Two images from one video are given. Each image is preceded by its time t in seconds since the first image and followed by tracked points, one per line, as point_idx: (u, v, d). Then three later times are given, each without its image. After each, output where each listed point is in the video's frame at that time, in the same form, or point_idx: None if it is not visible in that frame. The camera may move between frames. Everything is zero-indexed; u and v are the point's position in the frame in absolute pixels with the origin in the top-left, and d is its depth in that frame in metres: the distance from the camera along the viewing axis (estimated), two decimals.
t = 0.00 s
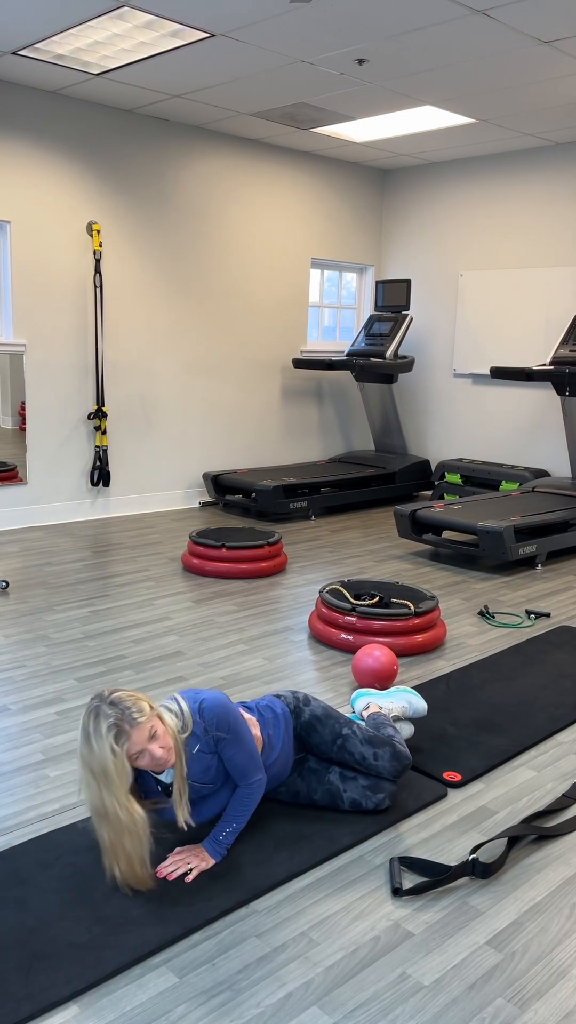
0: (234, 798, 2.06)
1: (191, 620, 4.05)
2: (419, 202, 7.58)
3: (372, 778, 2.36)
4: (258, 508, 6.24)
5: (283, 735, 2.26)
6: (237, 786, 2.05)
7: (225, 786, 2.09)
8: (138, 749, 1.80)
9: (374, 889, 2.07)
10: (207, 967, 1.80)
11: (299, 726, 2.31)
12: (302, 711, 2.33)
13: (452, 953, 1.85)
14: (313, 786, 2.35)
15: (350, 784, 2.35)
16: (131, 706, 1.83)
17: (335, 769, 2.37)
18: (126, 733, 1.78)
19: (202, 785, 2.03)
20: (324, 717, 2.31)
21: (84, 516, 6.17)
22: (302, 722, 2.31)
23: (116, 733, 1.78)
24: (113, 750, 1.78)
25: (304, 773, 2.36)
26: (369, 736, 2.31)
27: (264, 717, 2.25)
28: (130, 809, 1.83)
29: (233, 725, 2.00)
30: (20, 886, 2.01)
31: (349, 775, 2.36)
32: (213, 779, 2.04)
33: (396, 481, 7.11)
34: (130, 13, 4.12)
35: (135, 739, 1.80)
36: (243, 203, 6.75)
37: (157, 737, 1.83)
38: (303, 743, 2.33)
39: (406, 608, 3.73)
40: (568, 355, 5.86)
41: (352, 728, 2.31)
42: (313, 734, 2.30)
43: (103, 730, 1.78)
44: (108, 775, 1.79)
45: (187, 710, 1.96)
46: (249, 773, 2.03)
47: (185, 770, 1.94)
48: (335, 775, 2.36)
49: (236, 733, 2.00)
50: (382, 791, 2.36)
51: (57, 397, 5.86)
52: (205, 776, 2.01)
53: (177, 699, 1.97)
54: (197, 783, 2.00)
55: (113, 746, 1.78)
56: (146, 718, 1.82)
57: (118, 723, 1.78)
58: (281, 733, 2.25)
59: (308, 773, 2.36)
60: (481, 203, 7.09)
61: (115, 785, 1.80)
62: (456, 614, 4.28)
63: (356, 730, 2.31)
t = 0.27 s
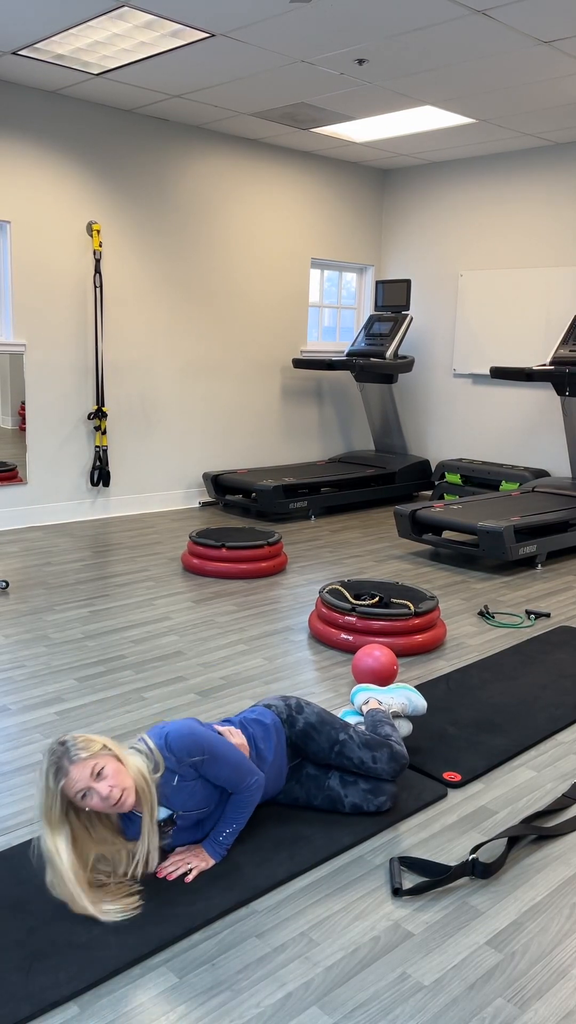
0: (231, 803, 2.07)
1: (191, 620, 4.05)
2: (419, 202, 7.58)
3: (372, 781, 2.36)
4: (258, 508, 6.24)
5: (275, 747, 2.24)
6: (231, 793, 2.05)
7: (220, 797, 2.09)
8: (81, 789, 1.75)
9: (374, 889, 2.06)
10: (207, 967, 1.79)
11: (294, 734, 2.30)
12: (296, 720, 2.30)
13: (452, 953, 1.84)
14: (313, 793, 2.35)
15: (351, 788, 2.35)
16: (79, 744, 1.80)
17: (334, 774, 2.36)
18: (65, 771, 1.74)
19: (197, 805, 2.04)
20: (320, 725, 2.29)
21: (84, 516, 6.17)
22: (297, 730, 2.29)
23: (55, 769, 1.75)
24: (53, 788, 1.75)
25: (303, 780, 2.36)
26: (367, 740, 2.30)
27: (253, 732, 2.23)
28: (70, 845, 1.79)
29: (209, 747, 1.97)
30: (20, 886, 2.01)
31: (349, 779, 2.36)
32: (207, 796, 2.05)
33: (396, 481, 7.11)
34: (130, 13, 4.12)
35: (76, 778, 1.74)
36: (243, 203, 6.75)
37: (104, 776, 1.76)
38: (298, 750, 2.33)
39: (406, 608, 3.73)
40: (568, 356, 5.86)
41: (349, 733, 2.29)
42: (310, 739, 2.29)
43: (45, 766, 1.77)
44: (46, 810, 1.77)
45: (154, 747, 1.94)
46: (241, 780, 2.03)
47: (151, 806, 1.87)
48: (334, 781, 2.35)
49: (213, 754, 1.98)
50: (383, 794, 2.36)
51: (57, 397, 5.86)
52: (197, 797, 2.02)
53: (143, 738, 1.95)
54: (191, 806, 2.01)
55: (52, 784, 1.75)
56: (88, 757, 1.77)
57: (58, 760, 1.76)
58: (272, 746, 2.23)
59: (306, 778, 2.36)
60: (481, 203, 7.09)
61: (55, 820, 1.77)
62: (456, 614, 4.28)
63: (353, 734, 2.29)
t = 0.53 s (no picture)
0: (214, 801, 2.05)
1: (190, 620, 4.05)
2: (419, 201, 7.58)
3: (366, 788, 2.35)
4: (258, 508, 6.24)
5: (262, 749, 2.24)
6: (211, 792, 2.04)
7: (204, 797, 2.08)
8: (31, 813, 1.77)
9: (374, 889, 2.07)
10: (207, 967, 1.80)
11: (285, 741, 2.29)
12: (287, 726, 2.29)
13: (452, 953, 1.85)
14: (308, 799, 2.35)
15: (346, 795, 2.34)
16: (31, 771, 1.82)
17: (329, 781, 2.35)
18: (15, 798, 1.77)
19: (180, 808, 2.03)
20: (311, 731, 2.27)
21: (84, 516, 6.17)
22: (288, 737, 2.28)
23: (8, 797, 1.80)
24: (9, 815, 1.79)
25: (297, 786, 2.36)
26: (359, 747, 2.28)
27: (240, 737, 2.23)
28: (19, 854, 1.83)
29: (167, 752, 1.97)
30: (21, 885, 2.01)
31: (343, 787, 2.34)
32: (187, 799, 2.04)
33: (396, 482, 7.11)
34: (130, 13, 4.12)
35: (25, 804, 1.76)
36: (243, 203, 6.75)
37: (51, 798, 1.76)
38: (290, 756, 2.32)
39: (406, 608, 3.73)
40: (568, 356, 5.86)
41: (341, 741, 2.27)
42: (301, 747, 2.28)
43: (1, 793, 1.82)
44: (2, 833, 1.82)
45: (111, 763, 1.95)
46: (214, 777, 2.01)
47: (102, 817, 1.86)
48: (329, 788, 2.34)
49: (175, 759, 1.97)
50: (378, 799, 2.36)
51: (57, 396, 5.86)
52: (174, 803, 2.01)
53: (104, 756, 1.97)
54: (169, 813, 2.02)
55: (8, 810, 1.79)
56: (33, 783, 1.79)
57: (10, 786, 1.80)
58: (258, 747, 2.23)
59: (300, 785, 2.36)
60: (481, 203, 7.09)
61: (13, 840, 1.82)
62: (456, 614, 4.28)
63: (345, 742, 2.27)
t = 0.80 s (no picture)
0: (210, 796, 2.05)
1: (190, 620, 4.05)
2: (419, 201, 7.58)
3: (368, 787, 2.35)
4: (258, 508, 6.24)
5: (263, 749, 2.24)
6: (206, 786, 2.04)
7: (202, 791, 2.08)
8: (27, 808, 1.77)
9: (374, 889, 2.07)
10: (207, 967, 1.80)
11: (286, 740, 2.29)
12: (289, 725, 2.28)
13: (452, 953, 1.85)
14: (310, 799, 2.35)
15: (348, 795, 2.34)
16: (25, 769, 1.83)
17: (331, 781, 2.35)
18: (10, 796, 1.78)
19: (178, 802, 2.04)
20: (313, 731, 2.27)
21: (83, 516, 6.17)
22: (290, 736, 2.28)
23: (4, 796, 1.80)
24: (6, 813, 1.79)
25: (299, 786, 2.36)
26: (361, 746, 2.28)
27: (241, 736, 2.23)
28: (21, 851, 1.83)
29: (160, 746, 1.97)
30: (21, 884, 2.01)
31: (346, 786, 2.34)
32: (184, 793, 2.05)
33: (396, 481, 7.11)
34: (130, 13, 4.12)
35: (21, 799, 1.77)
36: (243, 203, 6.75)
37: (45, 791, 1.76)
38: (292, 755, 2.33)
39: (406, 608, 3.73)
40: (568, 356, 5.86)
41: (343, 739, 2.27)
42: (303, 746, 2.28)
43: None
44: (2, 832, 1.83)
45: (106, 758, 1.97)
46: (208, 771, 2.01)
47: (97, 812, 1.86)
48: (331, 787, 2.34)
49: (168, 753, 1.97)
50: (380, 798, 2.35)
51: (57, 396, 5.86)
52: (171, 796, 2.02)
53: (99, 752, 1.98)
54: (165, 808, 2.02)
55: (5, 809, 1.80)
56: (28, 779, 1.79)
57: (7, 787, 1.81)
58: (258, 747, 2.23)
59: (302, 785, 2.36)
60: (481, 203, 7.09)
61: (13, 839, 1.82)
62: (456, 615, 4.28)
63: (347, 740, 2.27)
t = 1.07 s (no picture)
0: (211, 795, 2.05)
1: (191, 620, 4.05)
2: (419, 201, 7.58)
3: (367, 786, 2.34)
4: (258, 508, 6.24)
5: (262, 748, 2.24)
6: (208, 786, 2.04)
7: (203, 791, 2.08)
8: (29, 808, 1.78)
9: (374, 889, 2.07)
10: (207, 967, 1.80)
11: (285, 739, 2.29)
12: (288, 724, 2.28)
13: (452, 953, 1.85)
14: (310, 799, 2.35)
15: (347, 794, 2.34)
16: (25, 771, 1.85)
17: (330, 780, 2.35)
18: (12, 798, 1.79)
19: (180, 802, 2.04)
20: (312, 730, 2.27)
21: (83, 516, 6.17)
22: (289, 735, 2.28)
23: (5, 799, 1.81)
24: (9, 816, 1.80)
25: (298, 785, 2.36)
26: (359, 745, 2.28)
27: (240, 735, 2.23)
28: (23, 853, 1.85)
29: (161, 746, 1.97)
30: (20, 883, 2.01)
31: (345, 786, 2.34)
32: (185, 793, 2.05)
33: (396, 481, 7.11)
34: (130, 13, 4.12)
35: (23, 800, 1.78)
36: (243, 203, 6.75)
37: (48, 789, 1.78)
38: (291, 754, 2.33)
39: (406, 608, 3.73)
40: (568, 355, 5.86)
41: (342, 739, 2.27)
42: (302, 745, 2.28)
43: None
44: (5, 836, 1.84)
45: (108, 759, 1.96)
46: (210, 771, 2.01)
47: (96, 812, 1.86)
48: (330, 786, 2.34)
49: (169, 752, 1.97)
50: (380, 798, 2.36)
51: (57, 396, 5.86)
52: (173, 796, 2.02)
53: (100, 753, 1.97)
54: (167, 808, 2.02)
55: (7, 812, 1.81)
56: (30, 779, 1.81)
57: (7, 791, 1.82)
58: (257, 746, 2.23)
59: (302, 784, 2.36)
60: (481, 203, 7.09)
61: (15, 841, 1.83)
62: (456, 615, 4.28)
63: (346, 739, 2.27)
